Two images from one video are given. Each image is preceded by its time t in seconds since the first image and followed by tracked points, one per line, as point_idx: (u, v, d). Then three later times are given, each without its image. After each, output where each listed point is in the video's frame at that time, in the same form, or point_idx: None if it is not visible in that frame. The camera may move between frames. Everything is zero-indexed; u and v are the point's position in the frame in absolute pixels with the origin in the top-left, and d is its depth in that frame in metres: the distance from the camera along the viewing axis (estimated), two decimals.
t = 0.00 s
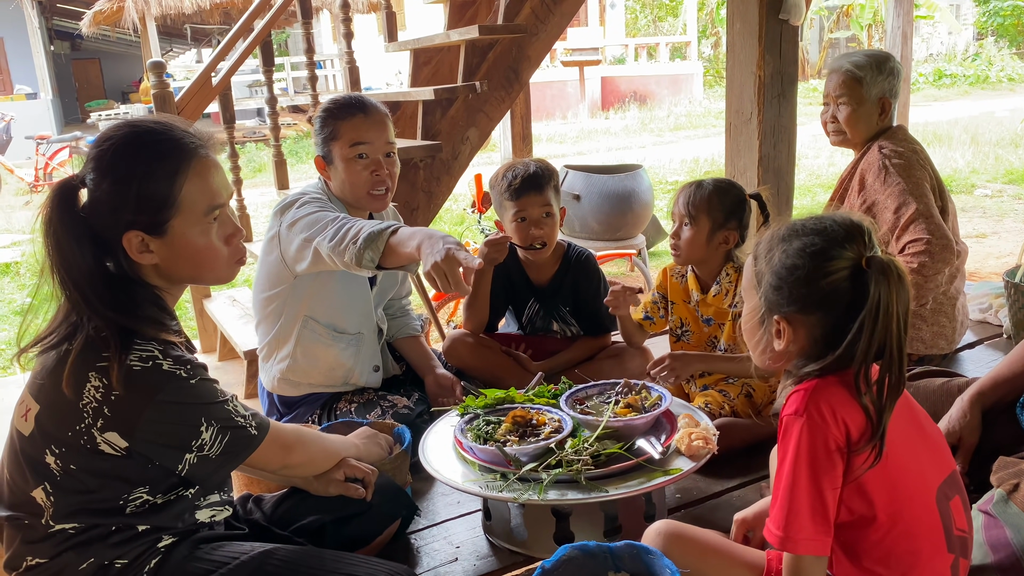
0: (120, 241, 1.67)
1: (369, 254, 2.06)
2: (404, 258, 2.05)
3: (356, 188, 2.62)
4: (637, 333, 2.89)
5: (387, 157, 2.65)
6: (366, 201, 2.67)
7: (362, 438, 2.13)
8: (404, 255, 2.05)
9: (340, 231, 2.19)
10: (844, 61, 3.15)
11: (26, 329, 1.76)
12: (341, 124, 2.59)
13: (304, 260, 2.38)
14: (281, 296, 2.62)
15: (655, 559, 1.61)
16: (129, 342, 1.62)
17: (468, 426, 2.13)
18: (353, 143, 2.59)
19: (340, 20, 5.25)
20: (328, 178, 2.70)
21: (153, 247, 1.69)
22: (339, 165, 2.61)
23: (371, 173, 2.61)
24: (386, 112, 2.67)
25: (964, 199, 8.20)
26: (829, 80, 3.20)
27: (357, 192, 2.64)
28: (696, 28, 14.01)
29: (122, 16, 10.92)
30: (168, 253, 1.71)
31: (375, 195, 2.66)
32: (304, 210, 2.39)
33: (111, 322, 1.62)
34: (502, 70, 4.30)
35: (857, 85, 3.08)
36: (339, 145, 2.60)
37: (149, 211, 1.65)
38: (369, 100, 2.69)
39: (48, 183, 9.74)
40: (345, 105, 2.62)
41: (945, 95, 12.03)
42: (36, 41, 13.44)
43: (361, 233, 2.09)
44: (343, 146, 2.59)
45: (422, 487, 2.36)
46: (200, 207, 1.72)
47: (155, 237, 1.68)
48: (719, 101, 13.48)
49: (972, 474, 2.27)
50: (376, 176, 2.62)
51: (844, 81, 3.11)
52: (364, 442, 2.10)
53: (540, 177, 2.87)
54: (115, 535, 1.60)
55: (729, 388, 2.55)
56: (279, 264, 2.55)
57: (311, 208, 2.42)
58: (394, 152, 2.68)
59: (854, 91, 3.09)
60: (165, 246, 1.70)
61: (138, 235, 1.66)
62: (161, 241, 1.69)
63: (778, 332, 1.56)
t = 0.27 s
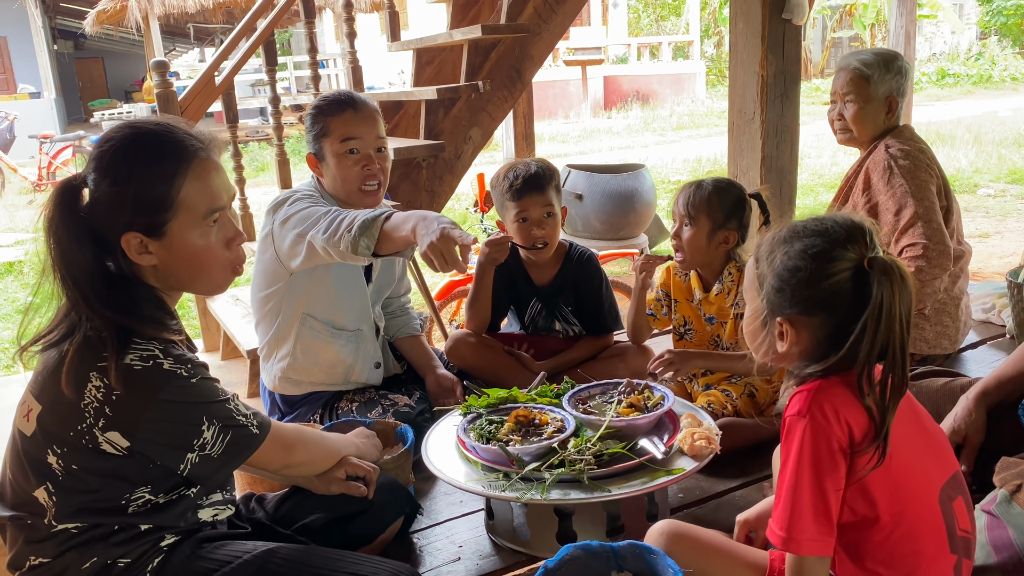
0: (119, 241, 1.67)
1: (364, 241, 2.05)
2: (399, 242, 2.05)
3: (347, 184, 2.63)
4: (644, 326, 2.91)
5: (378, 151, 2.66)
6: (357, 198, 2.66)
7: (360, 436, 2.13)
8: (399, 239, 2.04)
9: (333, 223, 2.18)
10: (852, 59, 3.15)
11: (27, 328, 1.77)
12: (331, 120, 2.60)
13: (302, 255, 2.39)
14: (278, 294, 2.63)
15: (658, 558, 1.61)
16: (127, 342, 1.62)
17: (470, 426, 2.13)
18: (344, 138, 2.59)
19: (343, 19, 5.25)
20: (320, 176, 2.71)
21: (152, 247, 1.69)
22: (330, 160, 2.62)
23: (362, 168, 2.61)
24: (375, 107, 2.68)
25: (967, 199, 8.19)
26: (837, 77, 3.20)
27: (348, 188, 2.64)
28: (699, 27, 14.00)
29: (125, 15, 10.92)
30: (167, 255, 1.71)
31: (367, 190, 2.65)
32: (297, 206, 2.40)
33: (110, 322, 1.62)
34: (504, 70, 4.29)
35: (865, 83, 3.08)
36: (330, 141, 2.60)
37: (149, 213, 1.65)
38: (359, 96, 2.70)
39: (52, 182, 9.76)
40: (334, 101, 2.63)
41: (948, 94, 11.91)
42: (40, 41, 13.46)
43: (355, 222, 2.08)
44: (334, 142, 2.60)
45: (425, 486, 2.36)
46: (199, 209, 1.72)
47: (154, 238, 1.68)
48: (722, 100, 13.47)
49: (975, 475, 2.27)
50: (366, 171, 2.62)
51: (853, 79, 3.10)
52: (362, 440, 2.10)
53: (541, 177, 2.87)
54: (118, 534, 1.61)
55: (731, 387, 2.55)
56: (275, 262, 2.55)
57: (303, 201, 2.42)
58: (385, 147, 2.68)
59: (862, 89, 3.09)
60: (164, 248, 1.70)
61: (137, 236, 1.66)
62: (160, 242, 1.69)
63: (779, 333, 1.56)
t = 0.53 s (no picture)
0: (120, 240, 1.67)
1: (368, 241, 2.05)
2: (404, 241, 2.05)
3: (351, 183, 2.63)
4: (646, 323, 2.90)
5: (383, 151, 2.66)
6: (363, 197, 2.67)
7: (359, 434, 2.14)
8: (403, 239, 2.05)
9: (335, 222, 2.18)
10: (862, 56, 3.14)
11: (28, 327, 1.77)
12: (336, 119, 2.60)
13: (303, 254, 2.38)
14: (282, 293, 2.63)
15: (661, 557, 1.61)
16: (129, 340, 1.62)
17: (473, 424, 2.13)
18: (349, 138, 2.59)
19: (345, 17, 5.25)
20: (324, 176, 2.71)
21: (153, 246, 1.69)
22: (335, 160, 2.62)
23: (366, 168, 2.61)
24: (380, 106, 2.67)
25: (970, 198, 8.18)
26: (846, 74, 3.19)
27: (353, 187, 2.64)
28: (701, 25, 13.99)
29: (128, 13, 10.93)
30: (168, 254, 1.71)
31: (372, 189, 2.66)
32: (300, 206, 2.40)
33: (112, 320, 1.63)
34: (506, 68, 4.29)
35: (874, 80, 3.07)
36: (335, 141, 2.60)
37: (149, 212, 1.65)
38: (363, 95, 2.70)
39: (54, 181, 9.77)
40: (338, 101, 2.62)
41: (951, 93, 11.85)
42: (42, 39, 13.46)
43: (357, 223, 2.08)
44: (339, 141, 2.60)
45: (427, 485, 2.36)
46: (200, 209, 1.72)
47: (154, 238, 1.68)
48: (725, 99, 13.45)
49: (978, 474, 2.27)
50: (370, 171, 2.62)
51: (860, 77, 3.10)
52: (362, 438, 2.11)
53: (543, 174, 2.87)
54: (121, 532, 1.61)
55: (733, 386, 2.55)
56: (278, 262, 2.55)
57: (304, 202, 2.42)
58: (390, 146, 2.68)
59: (871, 86, 3.08)
60: (165, 247, 1.70)
61: (137, 236, 1.67)
62: (162, 241, 1.69)
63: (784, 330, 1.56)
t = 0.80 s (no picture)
0: (121, 240, 1.67)
1: (370, 268, 2.06)
2: (407, 269, 2.07)
3: (362, 179, 2.63)
4: (652, 327, 2.90)
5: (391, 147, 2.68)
6: (374, 191, 2.66)
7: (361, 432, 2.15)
8: (406, 267, 2.07)
9: (330, 243, 2.20)
10: (866, 54, 3.14)
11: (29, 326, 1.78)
12: (345, 116, 2.60)
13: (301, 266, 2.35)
14: (282, 295, 2.64)
15: (661, 555, 1.61)
16: (130, 340, 1.63)
17: (474, 422, 2.14)
18: (359, 133, 2.60)
19: (346, 15, 5.24)
20: (330, 173, 2.69)
21: (154, 246, 1.69)
22: (344, 156, 2.61)
23: (379, 164, 2.62)
24: (384, 104, 2.70)
25: (972, 196, 8.18)
26: (849, 72, 3.19)
27: (363, 182, 2.63)
28: (703, 24, 13.97)
29: (129, 12, 10.92)
30: (169, 254, 1.71)
31: (382, 184, 2.66)
32: (301, 213, 2.40)
33: (113, 320, 1.63)
34: (508, 67, 4.29)
35: (877, 78, 3.07)
36: (343, 137, 2.60)
37: (150, 211, 1.65)
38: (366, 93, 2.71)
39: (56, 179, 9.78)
40: (342, 98, 2.63)
41: (953, 92, 11.88)
42: (44, 38, 13.46)
43: (359, 249, 2.09)
44: (348, 137, 2.60)
45: (428, 483, 2.36)
46: (201, 208, 1.72)
47: (155, 237, 1.68)
48: (726, 97, 13.45)
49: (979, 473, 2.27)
50: (383, 166, 2.63)
51: (863, 74, 3.10)
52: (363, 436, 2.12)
53: (548, 171, 2.87)
54: (123, 530, 1.61)
55: (735, 385, 2.55)
56: (278, 264, 2.57)
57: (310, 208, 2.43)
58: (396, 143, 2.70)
59: (874, 83, 3.08)
60: (166, 246, 1.70)
61: (138, 236, 1.67)
62: (163, 241, 1.69)
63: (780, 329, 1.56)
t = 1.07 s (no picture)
0: (123, 237, 1.67)
1: (366, 258, 2.10)
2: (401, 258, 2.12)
3: (355, 168, 2.64)
4: (655, 330, 2.87)
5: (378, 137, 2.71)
6: (368, 181, 2.68)
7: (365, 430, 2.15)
8: (401, 256, 2.12)
9: (319, 239, 2.22)
10: (867, 52, 3.14)
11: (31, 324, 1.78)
12: (333, 107, 2.63)
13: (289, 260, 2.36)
14: (277, 291, 2.65)
15: (662, 553, 1.61)
16: (133, 336, 1.63)
17: (474, 420, 2.14)
18: (348, 124, 2.62)
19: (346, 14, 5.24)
20: (320, 166, 2.69)
21: (156, 243, 1.69)
22: (335, 148, 2.63)
23: (369, 153, 2.64)
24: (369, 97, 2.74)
25: (973, 195, 8.17)
26: (851, 69, 3.19)
27: (357, 172, 2.65)
28: (703, 22, 13.96)
29: (129, 11, 10.91)
30: (171, 250, 1.71)
31: (375, 173, 2.68)
32: (290, 209, 2.42)
33: (114, 316, 1.63)
34: (508, 65, 4.29)
35: (878, 75, 3.07)
36: (333, 128, 2.62)
37: (151, 209, 1.66)
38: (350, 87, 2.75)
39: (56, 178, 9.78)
40: (329, 93, 2.67)
41: (953, 91, 11.76)
42: (44, 36, 13.45)
43: (352, 242, 2.12)
44: (337, 128, 2.62)
45: (428, 481, 2.36)
46: (202, 204, 1.72)
47: (157, 234, 1.68)
48: (726, 96, 13.43)
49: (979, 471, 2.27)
50: (374, 155, 2.66)
51: (865, 71, 3.10)
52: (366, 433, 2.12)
53: (553, 169, 2.88)
54: (125, 527, 1.61)
55: (735, 383, 2.56)
56: (272, 260, 2.60)
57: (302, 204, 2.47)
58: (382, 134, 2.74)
59: (875, 80, 3.08)
60: (167, 243, 1.70)
61: (140, 232, 1.67)
62: (165, 238, 1.69)
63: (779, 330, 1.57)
